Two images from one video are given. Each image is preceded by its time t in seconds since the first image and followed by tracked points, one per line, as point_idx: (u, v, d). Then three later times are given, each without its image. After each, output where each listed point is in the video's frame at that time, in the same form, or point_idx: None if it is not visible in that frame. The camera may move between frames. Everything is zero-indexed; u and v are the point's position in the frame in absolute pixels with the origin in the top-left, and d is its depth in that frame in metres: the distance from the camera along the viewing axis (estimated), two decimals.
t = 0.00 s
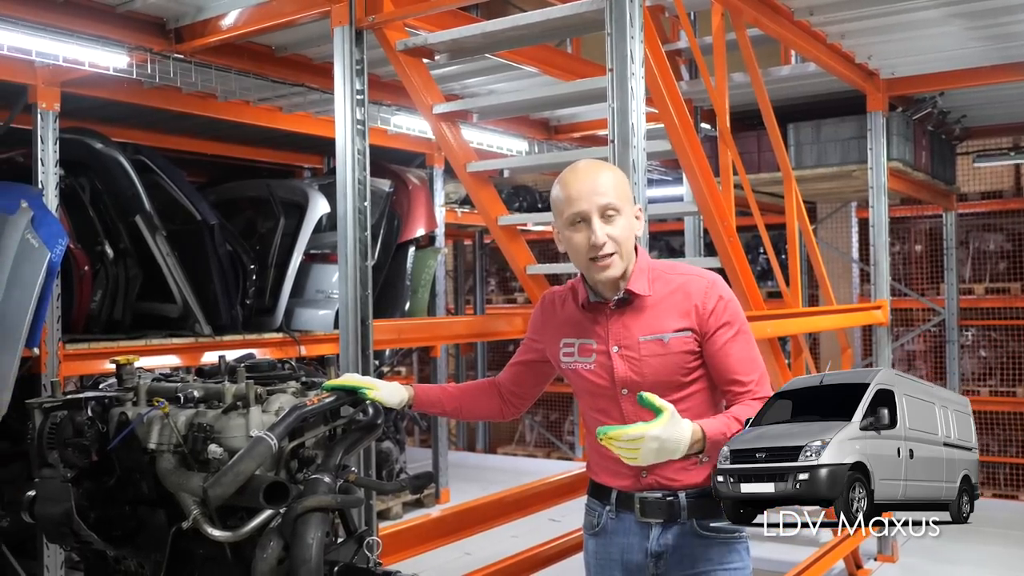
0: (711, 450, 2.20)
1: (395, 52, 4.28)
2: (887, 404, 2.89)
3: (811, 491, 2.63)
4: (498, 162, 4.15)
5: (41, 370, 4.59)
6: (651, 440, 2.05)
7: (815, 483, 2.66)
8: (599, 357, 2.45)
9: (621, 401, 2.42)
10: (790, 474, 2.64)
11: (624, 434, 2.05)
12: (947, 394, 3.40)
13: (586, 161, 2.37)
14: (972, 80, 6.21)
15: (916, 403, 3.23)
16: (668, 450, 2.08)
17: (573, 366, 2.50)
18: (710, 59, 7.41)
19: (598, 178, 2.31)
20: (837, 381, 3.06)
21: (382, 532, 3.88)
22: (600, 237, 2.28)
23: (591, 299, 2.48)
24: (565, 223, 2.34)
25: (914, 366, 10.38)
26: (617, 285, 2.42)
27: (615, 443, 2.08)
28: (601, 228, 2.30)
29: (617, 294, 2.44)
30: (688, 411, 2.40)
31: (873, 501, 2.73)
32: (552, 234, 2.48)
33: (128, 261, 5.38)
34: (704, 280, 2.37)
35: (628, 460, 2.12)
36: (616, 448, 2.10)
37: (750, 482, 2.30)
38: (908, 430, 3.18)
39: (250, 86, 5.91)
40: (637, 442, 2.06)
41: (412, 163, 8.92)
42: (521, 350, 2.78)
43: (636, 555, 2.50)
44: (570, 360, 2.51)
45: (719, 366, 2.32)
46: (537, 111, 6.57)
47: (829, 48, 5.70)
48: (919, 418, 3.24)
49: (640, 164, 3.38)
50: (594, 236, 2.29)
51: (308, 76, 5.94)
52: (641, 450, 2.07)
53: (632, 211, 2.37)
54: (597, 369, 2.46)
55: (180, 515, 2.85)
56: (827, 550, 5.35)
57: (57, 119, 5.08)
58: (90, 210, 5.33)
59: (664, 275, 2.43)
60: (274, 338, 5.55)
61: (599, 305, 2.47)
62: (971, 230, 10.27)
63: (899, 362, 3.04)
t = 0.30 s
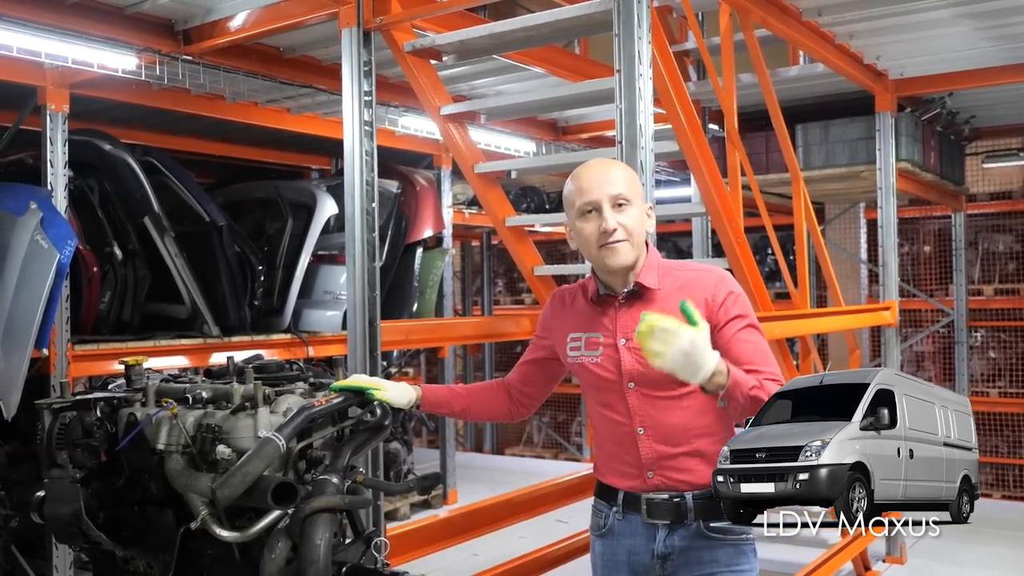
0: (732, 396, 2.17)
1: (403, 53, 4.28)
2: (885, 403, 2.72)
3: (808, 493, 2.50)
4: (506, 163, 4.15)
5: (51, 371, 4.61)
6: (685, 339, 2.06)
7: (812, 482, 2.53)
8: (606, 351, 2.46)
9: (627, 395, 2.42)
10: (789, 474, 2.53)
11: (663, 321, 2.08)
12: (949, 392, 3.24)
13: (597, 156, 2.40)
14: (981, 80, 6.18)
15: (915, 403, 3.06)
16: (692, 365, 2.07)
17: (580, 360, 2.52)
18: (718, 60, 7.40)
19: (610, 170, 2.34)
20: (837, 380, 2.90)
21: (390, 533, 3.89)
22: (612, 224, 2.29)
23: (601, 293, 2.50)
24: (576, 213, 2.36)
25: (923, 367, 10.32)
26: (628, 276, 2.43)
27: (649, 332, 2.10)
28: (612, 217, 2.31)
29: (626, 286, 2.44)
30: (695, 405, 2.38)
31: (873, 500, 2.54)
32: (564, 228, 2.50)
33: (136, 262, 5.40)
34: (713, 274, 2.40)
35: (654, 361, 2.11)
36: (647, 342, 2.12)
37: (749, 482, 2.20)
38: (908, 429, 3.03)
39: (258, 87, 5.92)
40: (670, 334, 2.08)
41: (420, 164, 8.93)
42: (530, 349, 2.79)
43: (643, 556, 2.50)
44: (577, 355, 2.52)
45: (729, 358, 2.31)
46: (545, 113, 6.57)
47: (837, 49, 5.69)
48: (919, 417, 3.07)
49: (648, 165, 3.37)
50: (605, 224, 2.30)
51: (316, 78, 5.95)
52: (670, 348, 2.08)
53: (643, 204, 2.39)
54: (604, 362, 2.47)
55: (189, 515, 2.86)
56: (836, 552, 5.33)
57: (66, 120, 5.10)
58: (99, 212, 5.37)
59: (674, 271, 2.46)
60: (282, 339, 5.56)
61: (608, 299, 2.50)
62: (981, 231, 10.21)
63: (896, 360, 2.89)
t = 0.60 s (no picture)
0: (733, 403, 2.11)
1: (406, 54, 4.29)
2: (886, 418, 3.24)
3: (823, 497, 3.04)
4: (509, 164, 4.15)
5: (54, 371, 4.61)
6: (686, 342, 1.99)
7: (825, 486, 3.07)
8: (612, 354, 2.47)
9: (633, 397, 2.43)
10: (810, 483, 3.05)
11: (663, 323, 2.00)
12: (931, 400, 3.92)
13: (592, 163, 2.41)
14: (985, 80, 6.17)
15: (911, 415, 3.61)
16: (693, 370, 1.99)
17: (585, 362, 2.53)
18: (722, 60, 7.38)
19: (607, 177, 2.34)
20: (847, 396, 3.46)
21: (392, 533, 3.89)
22: (614, 232, 2.31)
23: (605, 296, 2.52)
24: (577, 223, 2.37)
25: (927, 368, 10.29)
26: (632, 280, 2.45)
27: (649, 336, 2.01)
28: (613, 224, 2.32)
29: (630, 289, 2.46)
30: (701, 406, 2.38)
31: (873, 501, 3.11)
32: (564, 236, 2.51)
33: (140, 263, 5.43)
34: (718, 275, 2.40)
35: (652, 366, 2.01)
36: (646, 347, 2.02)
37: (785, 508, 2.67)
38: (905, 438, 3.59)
39: (262, 88, 5.93)
40: (672, 339, 1.99)
41: (424, 164, 8.92)
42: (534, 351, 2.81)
43: (648, 556, 2.49)
44: (582, 357, 2.53)
45: (734, 358, 2.31)
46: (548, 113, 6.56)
47: (841, 49, 5.68)
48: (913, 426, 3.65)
49: (651, 166, 3.37)
50: (607, 232, 2.31)
51: (320, 78, 5.96)
52: (672, 351, 1.99)
53: (641, 207, 2.41)
54: (609, 365, 2.48)
55: (192, 515, 2.86)
56: (840, 552, 5.33)
57: (71, 121, 5.10)
58: (104, 212, 5.35)
59: (678, 272, 2.47)
60: (286, 339, 5.57)
61: (613, 303, 2.51)
62: (985, 231, 10.19)
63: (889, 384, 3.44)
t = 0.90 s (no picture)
0: (714, 412, 2.11)
1: (408, 54, 4.29)
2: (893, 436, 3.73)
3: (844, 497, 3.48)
4: (511, 164, 4.15)
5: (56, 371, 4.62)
6: (657, 358, 2.01)
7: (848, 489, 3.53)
8: (613, 351, 2.48)
9: (633, 395, 2.43)
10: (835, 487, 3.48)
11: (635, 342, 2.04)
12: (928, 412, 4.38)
13: (619, 154, 2.48)
14: (988, 81, 6.16)
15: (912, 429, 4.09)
16: (666, 384, 2.01)
17: (586, 360, 2.53)
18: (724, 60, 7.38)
19: (631, 166, 2.41)
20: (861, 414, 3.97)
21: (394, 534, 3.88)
22: (628, 217, 2.35)
23: (608, 291, 2.53)
24: (593, 205, 2.41)
25: (930, 369, 10.27)
26: (634, 276, 2.46)
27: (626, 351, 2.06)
28: (629, 211, 2.37)
29: (632, 286, 2.47)
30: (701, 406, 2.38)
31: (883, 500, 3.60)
32: (579, 223, 2.56)
33: (143, 264, 5.45)
34: (720, 277, 2.39)
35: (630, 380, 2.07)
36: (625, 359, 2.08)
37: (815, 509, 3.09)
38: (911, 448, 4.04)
39: (265, 89, 5.94)
40: (644, 353, 2.03)
41: (426, 165, 8.93)
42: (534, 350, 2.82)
43: (648, 558, 2.49)
44: (582, 355, 2.53)
45: (733, 360, 2.31)
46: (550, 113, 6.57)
47: (843, 49, 5.68)
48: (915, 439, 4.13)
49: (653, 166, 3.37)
50: (621, 216, 2.35)
51: (322, 79, 5.96)
52: (645, 367, 2.02)
53: (659, 205, 2.46)
54: (610, 363, 2.48)
55: (194, 516, 2.86)
56: (844, 552, 5.33)
57: (73, 122, 5.10)
58: (106, 213, 5.36)
59: (681, 273, 2.46)
60: (289, 340, 5.58)
61: (615, 299, 2.52)
62: (987, 232, 10.17)
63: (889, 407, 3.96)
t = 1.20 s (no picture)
0: (718, 465, 2.16)
1: (409, 54, 4.29)
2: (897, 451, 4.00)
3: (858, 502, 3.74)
4: (512, 164, 4.15)
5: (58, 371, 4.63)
6: (652, 462, 2.05)
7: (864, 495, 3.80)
8: (618, 351, 2.47)
9: (639, 395, 2.44)
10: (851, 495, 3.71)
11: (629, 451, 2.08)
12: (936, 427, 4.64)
13: (620, 156, 2.48)
14: (989, 81, 6.15)
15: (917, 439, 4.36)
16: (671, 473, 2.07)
17: (591, 360, 2.53)
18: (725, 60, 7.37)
19: (633, 168, 2.41)
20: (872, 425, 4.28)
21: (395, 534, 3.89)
22: (631, 220, 2.35)
23: (613, 292, 2.53)
24: (596, 207, 2.41)
25: (932, 369, 10.26)
26: (639, 277, 2.46)
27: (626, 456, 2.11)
28: (632, 213, 2.37)
29: (638, 287, 2.47)
30: (706, 406, 2.40)
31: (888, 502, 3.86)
32: (582, 226, 2.56)
33: (145, 264, 5.45)
34: (726, 280, 2.39)
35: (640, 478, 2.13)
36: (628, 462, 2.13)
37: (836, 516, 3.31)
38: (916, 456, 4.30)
39: (267, 89, 5.94)
40: (641, 459, 2.07)
41: (428, 165, 8.92)
42: (539, 349, 2.80)
43: (649, 558, 2.49)
44: (589, 354, 2.53)
45: (741, 366, 2.34)
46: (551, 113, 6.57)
47: (845, 50, 5.68)
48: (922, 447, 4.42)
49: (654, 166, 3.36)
50: (625, 219, 2.36)
51: (324, 79, 5.96)
52: (645, 469, 2.07)
53: (661, 206, 2.46)
54: (615, 362, 2.48)
55: (195, 516, 2.87)
56: (846, 551, 5.32)
57: (75, 122, 5.11)
58: (108, 213, 5.37)
59: (687, 274, 2.47)
60: (291, 341, 5.60)
61: (620, 299, 2.52)
62: (990, 232, 10.16)
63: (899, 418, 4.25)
